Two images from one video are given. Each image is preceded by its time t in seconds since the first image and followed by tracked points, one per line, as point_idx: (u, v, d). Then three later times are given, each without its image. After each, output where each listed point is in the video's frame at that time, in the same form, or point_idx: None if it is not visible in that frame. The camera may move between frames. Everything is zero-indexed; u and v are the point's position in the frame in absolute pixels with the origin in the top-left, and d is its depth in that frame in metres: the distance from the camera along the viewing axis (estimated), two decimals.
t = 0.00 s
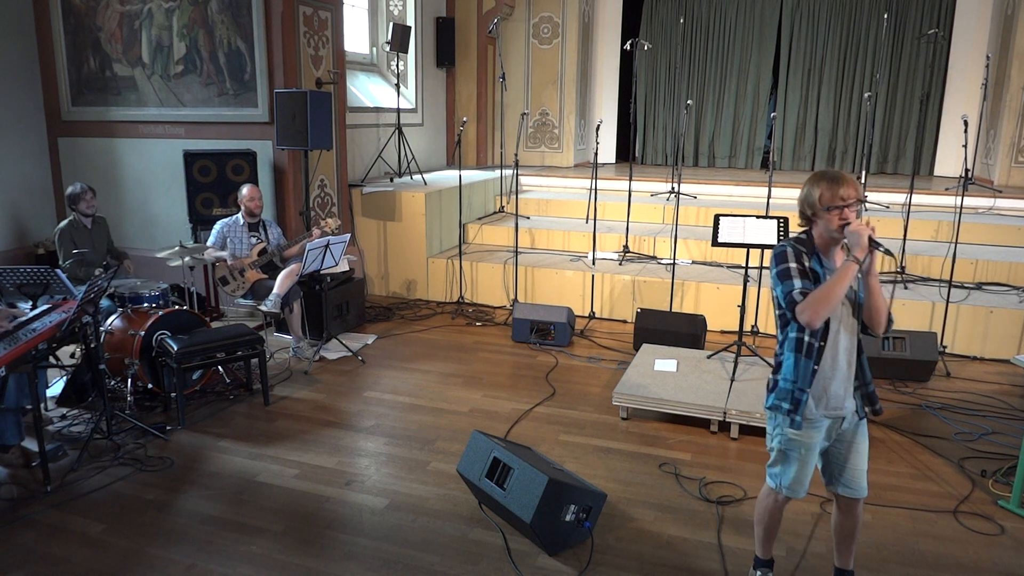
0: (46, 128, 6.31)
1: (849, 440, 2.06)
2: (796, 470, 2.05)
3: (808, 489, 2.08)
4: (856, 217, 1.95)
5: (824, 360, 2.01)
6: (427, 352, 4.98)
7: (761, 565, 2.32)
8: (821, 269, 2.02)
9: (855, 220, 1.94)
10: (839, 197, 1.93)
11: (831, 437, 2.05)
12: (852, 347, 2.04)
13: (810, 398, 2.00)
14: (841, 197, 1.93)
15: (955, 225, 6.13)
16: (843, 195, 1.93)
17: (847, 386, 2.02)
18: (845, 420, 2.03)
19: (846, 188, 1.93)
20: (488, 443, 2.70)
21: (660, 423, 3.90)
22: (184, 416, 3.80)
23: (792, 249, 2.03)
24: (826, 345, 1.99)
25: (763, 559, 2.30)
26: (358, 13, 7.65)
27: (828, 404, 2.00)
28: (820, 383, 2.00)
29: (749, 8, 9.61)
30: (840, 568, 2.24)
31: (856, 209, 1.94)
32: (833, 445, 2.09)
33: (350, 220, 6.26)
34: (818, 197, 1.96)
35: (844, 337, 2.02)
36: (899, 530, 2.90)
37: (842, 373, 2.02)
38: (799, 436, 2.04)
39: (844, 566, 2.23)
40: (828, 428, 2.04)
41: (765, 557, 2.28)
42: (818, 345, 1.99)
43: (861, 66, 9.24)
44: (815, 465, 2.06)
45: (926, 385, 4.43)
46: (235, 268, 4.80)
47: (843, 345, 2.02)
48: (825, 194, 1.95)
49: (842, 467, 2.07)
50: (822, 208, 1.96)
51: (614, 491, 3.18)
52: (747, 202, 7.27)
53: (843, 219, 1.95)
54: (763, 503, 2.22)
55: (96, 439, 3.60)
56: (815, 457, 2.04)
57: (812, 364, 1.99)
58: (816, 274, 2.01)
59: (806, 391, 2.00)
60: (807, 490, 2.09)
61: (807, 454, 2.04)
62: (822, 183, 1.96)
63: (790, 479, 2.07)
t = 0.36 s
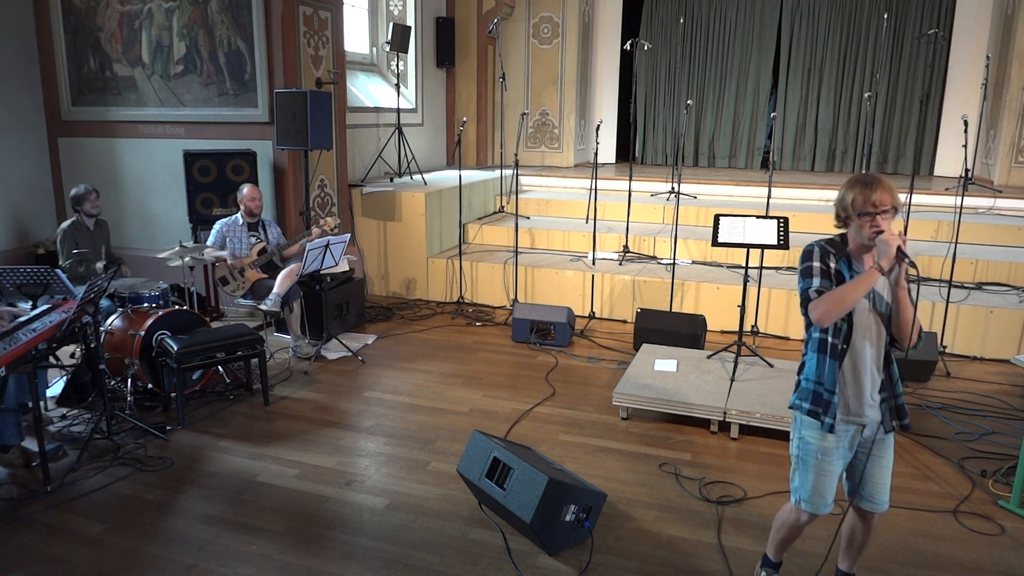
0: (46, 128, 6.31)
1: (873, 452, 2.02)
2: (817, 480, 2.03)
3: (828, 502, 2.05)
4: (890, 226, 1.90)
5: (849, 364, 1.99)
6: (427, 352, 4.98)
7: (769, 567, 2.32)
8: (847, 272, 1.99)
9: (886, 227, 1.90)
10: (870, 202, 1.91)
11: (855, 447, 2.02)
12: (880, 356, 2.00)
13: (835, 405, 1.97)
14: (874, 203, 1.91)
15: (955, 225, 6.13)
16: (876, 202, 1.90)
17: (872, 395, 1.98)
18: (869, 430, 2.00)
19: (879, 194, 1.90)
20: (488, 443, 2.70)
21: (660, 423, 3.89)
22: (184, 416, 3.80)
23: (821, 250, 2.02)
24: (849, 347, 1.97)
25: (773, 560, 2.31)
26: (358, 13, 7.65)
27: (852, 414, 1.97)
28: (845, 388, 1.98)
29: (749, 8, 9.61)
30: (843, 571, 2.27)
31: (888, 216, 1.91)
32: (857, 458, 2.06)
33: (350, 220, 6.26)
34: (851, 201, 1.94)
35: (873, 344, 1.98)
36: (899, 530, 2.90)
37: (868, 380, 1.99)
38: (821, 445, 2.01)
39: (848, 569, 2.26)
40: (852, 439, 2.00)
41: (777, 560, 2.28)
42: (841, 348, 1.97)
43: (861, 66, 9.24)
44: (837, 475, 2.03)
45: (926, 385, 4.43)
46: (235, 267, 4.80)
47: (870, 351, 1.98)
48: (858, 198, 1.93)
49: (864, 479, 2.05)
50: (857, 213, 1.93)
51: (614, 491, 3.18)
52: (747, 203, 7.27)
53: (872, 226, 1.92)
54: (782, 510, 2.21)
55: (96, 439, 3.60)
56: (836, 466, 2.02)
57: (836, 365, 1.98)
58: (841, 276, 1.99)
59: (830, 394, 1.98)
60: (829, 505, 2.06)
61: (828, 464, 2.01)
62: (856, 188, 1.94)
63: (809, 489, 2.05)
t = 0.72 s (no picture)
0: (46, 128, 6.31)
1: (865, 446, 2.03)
2: (801, 465, 2.09)
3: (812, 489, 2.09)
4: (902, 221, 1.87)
5: (841, 355, 2.02)
6: (427, 351, 4.98)
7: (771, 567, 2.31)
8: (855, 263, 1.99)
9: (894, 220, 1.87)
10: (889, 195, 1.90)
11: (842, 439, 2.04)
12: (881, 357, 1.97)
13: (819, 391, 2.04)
14: (894, 196, 1.89)
15: (955, 225, 6.13)
16: (891, 196, 1.89)
17: (860, 392, 1.98)
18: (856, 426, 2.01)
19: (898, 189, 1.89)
20: (488, 443, 2.70)
21: (660, 423, 3.89)
22: (184, 416, 3.80)
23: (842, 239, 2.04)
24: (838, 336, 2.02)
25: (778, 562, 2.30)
26: (358, 13, 7.65)
27: (838, 403, 2.01)
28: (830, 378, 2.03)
29: (749, 8, 9.61)
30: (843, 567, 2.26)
31: (903, 211, 1.87)
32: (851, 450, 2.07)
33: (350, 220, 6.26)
34: (874, 194, 1.95)
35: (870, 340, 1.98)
36: (899, 530, 2.90)
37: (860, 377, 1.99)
38: (807, 427, 2.08)
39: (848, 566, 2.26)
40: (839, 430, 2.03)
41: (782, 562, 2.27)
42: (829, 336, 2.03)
43: (861, 66, 9.24)
44: (824, 463, 2.07)
45: (927, 385, 4.43)
46: (235, 267, 4.80)
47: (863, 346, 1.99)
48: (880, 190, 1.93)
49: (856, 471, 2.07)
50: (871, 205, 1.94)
51: (614, 491, 3.18)
52: (747, 203, 7.27)
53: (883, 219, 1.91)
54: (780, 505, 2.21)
55: (96, 439, 3.60)
56: (820, 454, 2.06)
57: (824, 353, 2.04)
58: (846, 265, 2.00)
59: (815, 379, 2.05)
60: (815, 493, 2.10)
61: (812, 449, 2.07)
62: (880, 183, 1.95)
63: (794, 472, 2.11)
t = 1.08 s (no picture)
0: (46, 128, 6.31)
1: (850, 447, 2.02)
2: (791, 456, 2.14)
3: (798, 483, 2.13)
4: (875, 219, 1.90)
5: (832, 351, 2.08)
6: (427, 351, 4.98)
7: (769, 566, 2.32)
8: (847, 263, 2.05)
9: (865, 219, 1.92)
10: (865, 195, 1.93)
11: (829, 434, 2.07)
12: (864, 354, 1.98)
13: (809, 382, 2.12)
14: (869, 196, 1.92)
15: (955, 225, 6.13)
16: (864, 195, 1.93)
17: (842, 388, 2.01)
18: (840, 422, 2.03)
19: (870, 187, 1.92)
20: (488, 443, 2.70)
21: (660, 423, 3.90)
22: (184, 416, 3.80)
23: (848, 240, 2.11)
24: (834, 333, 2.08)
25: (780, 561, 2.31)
26: (358, 13, 7.65)
27: (822, 392, 2.08)
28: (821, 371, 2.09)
29: (749, 8, 9.61)
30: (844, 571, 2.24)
31: (877, 210, 1.90)
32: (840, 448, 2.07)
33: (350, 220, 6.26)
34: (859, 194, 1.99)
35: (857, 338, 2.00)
36: (900, 530, 2.90)
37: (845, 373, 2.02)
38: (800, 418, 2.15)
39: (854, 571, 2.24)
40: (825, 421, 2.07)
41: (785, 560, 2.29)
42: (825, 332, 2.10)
43: (861, 66, 9.24)
44: (813, 459, 2.10)
45: (926, 385, 4.43)
46: (235, 267, 4.79)
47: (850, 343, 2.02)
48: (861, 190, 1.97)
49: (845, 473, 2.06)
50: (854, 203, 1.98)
51: (614, 491, 3.18)
52: (747, 203, 7.27)
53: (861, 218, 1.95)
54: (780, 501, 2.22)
55: (96, 439, 3.60)
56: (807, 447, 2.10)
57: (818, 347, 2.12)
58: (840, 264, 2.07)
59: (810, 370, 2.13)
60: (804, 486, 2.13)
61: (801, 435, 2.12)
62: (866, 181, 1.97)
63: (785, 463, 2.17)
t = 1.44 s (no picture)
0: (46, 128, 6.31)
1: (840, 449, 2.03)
2: (779, 463, 2.12)
3: (788, 487, 2.12)
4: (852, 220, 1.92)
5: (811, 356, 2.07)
6: (427, 351, 4.98)
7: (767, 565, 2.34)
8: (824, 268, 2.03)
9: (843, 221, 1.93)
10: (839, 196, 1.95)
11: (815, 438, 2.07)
12: (855, 360, 1.99)
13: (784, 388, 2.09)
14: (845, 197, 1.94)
15: (955, 225, 6.13)
16: (839, 196, 1.94)
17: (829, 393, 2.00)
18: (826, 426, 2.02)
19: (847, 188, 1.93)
20: (488, 443, 2.70)
21: (660, 423, 3.90)
22: (184, 416, 3.80)
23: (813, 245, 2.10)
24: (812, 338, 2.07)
25: (770, 559, 2.32)
26: (358, 13, 7.65)
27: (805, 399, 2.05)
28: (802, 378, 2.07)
29: (749, 8, 9.61)
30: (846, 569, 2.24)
31: (855, 211, 1.91)
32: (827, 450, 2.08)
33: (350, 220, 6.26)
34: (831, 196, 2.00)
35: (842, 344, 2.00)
36: (899, 530, 2.90)
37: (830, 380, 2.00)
38: (781, 425, 2.12)
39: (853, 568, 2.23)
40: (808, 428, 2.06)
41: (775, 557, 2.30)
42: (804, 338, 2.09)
43: (861, 66, 9.24)
44: (800, 463, 2.10)
45: (926, 385, 4.43)
46: (235, 267, 4.80)
47: (831, 348, 2.02)
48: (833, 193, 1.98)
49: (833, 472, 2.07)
50: (828, 205, 1.99)
51: (614, 491, 3.18)
52: (747, 203, 7.28)
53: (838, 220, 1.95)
54: (768, 504, 2.23)
55: (96, 439, 3.60)
56: (794, 453, 2.09)
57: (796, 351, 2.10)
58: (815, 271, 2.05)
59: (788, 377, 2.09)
60: (793, 489, 2.13)
61: (785, 443, 2.10)
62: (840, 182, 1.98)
63: (773, 469, 2.15)
